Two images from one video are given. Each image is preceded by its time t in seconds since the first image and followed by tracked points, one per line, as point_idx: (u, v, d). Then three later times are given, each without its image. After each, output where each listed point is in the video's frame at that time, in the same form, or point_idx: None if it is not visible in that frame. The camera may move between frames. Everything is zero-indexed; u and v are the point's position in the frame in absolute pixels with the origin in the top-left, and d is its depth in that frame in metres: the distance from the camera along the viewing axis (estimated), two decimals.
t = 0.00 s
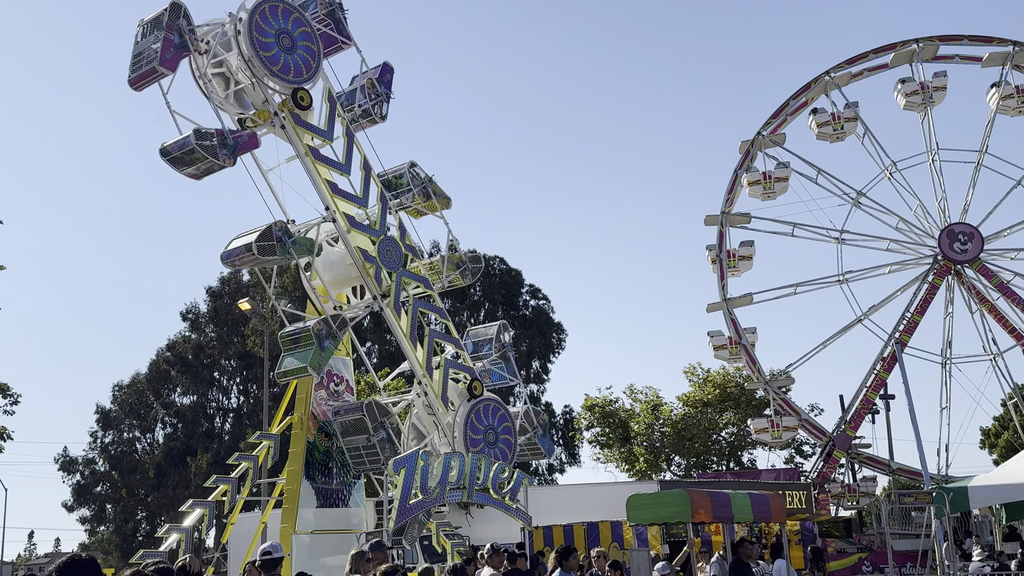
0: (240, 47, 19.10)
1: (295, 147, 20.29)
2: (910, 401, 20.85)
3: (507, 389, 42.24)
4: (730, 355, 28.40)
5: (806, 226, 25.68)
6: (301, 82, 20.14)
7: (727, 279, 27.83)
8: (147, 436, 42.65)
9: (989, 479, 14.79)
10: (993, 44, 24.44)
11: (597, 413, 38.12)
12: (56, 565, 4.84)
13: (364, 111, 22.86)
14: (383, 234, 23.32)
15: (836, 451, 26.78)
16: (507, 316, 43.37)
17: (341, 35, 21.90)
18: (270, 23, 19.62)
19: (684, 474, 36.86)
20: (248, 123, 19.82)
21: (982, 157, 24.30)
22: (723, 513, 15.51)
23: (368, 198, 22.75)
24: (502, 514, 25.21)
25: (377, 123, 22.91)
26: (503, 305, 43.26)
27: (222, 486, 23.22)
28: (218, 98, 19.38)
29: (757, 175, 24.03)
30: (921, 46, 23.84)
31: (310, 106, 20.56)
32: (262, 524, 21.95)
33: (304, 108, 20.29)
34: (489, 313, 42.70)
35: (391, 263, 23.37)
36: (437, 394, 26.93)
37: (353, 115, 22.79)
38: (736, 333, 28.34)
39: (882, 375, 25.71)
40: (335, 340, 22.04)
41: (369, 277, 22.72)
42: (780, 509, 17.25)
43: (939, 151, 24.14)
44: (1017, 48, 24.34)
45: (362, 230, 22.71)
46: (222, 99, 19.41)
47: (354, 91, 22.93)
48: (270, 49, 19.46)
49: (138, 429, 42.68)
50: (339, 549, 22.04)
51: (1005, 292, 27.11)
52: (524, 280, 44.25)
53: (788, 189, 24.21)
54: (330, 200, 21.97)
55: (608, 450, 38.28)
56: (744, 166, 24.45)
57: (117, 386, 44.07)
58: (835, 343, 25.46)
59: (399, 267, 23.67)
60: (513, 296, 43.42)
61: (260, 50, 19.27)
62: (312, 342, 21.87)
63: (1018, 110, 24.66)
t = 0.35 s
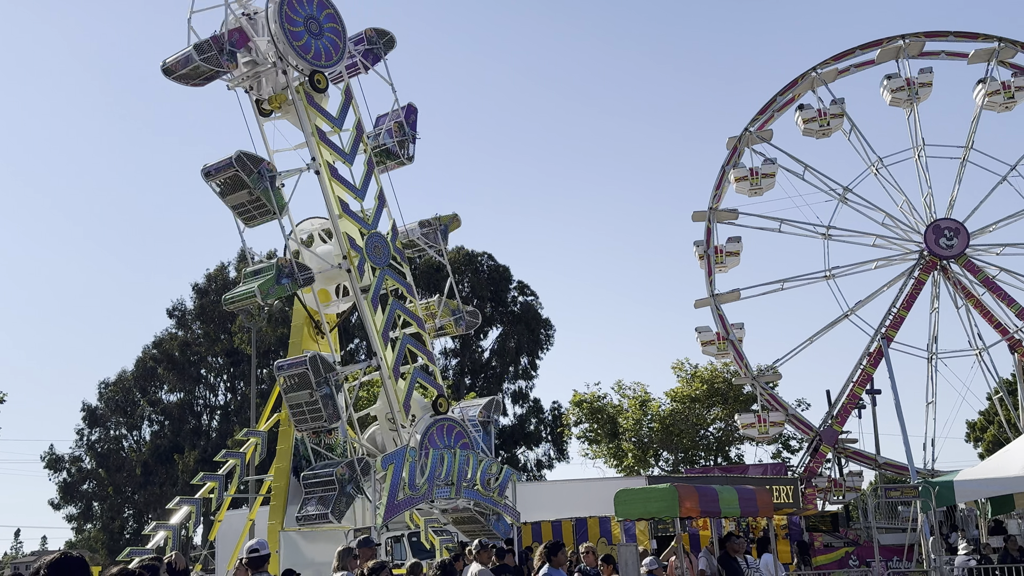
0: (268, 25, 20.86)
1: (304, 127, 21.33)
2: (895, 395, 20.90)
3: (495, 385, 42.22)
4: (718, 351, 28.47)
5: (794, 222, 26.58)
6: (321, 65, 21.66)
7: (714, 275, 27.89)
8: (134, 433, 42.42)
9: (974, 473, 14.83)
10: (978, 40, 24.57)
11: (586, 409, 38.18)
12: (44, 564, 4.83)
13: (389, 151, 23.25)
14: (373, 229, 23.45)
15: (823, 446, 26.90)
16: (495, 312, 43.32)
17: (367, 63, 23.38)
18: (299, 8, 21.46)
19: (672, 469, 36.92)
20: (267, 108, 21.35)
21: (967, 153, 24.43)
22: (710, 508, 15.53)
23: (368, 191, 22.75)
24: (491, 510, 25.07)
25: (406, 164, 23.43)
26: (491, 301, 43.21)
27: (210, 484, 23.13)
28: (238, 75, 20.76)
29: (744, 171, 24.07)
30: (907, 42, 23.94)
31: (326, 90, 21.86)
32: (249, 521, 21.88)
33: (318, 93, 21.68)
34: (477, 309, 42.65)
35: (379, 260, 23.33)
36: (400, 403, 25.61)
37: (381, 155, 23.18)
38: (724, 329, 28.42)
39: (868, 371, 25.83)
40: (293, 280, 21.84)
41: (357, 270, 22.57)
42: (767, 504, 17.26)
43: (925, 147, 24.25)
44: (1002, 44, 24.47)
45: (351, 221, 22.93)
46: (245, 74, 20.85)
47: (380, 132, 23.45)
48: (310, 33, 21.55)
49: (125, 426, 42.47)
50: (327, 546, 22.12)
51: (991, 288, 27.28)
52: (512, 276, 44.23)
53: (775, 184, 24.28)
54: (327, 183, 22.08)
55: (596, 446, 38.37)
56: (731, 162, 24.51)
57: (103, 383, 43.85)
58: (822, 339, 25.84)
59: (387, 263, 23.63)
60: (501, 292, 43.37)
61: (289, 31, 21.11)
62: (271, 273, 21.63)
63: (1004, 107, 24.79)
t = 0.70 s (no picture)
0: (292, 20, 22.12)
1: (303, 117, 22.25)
2: (879, 389, 21.05)
3: (481, 379, 42.22)
4: (703, 345, 28.55)
5: (777, 218, 25.61)
6: (334, 60, 22.60)
7: (699, 270, 27.96)
8: (118, 430, 42.17)
9: (956, 466, 14.91)
10: (961, 35, 24.71)
11: (571, 403, 38.27)
12: (24, 559, 4.80)
13: (401, 198, 23.12)
14: (361, 222, 23.42)
15: (806, 440, 27.04)
16: (480, 307, 43.28)
17: (384, 100, 23.71)
18: (322, 7, 22.72)
19: (658, 464, 37.02)
20: (277, 99, 22.50)
21: (950, 148, 24.58)
22: (695, 501, 15.59)
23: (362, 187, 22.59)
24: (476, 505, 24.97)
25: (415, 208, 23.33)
26: (476, 296, 43.17)
27: (194, 480, 23.02)
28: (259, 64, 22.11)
29: (728, 166, 24.15)
30: (890, 38, 24.06)
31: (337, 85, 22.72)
32: (234, 517, 21.79)
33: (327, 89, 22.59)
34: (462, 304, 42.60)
35: (365, 255, 23.26)
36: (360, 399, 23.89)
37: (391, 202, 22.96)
38: (709, 323, 28.51)
39: (851, 365, 25.97)
40: (268, 224, 21.49)
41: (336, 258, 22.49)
42: (752, 497, 17.31)
43: (908, 142, 24.39)
44: (985, 39, 24.62)
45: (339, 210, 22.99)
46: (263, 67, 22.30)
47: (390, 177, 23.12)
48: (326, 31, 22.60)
49: (108, 422, 42.22)
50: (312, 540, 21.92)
51: (973, 282, 27.48)
52: (498, 271, 44.21)
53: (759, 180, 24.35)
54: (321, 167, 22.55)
55: (582, 440, 38.45)
56: (715, 157, 24.57)
57: (87, 379, 43.60)
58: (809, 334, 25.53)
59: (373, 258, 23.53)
60: (486, 287, 43.34)
61: (310, 24, 22.26)
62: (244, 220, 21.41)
63: (986, 102, 24.95)
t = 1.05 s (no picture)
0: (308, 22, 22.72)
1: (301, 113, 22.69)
2: (858, 382, 21.25)
3: (463, 374, 42.20)
4: (685, 339, 28.66)
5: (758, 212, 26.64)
6: (348, 63, 23.26)
7: (681, 264, 28.06)
8: (97, 425, 41.89)
9: (934, 458, 15.01)
10: (940, 31, 24.88)
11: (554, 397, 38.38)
12: None
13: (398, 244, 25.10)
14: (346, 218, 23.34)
15: (787, 433, 27.23)
16: (463, 302, 43.27)
17: (390, 145, 23.94)
18: (337, 11, 23.40)
19: (639, 457, 37.17)
20: (285, 97, 23.09)
21: (929, 142, 24.75)
22: (677, 494, 15.66)
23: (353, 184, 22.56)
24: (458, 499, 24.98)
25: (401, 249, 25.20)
26: (459, 290, 43.14)
27: (175, 475, 22.91)
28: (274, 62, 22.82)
29: (710, 161, 24.23)
30: (870, 33, 24.18)
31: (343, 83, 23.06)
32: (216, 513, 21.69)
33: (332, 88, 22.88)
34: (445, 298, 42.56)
35: (346, 249, 23.17)
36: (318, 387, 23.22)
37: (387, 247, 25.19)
38: (690, 317, 28.63)
39: (831, 358, 26.16)
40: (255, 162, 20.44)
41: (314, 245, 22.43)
42: (732, 490, 17.41)
43: (887, 136, 24.55)
44: (963, 35, 24.80)
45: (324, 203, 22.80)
46: (275, 63, 22.85)
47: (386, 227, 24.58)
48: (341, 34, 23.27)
49: (88, 418, 41.93)
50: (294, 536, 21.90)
51: (952, 276, 27.71)
52: (481, 265, 44.19)
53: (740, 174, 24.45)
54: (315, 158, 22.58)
55: (564, 434, 38.57)
56: (697, 152, 24.63)
57: (66, 374, 43.25)
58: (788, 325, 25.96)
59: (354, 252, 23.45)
60: (469, 281, 43.32)
61: (326, 29, 22.95)
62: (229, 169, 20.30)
63: (965, 96, 25.14)
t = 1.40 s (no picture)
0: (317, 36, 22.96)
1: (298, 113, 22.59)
2: (834, 374, 21.47)
3: (441, 368, 42.16)
4: (662, 332, 28.77)
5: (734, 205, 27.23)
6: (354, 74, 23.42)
7: (658, 258, 28.15)
8: (72, 421, 41.54)
9: (908, 448, 15.15)
10: (914, 25, 25.09)
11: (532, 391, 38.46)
12: None
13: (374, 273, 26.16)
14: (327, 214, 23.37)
15: (763, 424, 27.43)
16: (440, 296, 43.21)
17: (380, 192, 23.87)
18: (347, 26, 23.62)
19: (617, 450, 37.32)
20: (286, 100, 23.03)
21: (902, 136, 24.97)
22: (654, 487, 15.74)
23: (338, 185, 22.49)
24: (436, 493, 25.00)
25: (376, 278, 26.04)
26: (437, 285, 43.10)
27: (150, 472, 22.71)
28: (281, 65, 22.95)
29: (686, 154, 24.32)
30: (845, 27, 24.35)
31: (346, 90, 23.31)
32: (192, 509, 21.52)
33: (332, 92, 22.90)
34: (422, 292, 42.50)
35: (322, 243, 23.07)
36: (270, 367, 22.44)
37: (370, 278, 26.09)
38: (667, 310, 28.74)
39: (807, 350, 26.37)
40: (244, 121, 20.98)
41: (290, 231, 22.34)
42: (709, 482, 17.51)
43: (862, 130, 24.75)
44: (937, 29, 25.02)
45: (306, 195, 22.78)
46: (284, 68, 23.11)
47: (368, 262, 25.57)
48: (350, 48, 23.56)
49: (62, 414, 41.53)
50: (272, 532, 21.77)
51: (925, 268, 28.00)
52: (458, 259, 44.14)
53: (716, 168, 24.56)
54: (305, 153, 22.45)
55: (542, 428, 38.67)
56: (673, 146, 24.71)
57: (39, 370, 42.81)
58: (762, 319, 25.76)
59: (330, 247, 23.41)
60: (446, 275, 43.27)
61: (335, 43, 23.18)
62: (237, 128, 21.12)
63: (938, 90, 25.38)
